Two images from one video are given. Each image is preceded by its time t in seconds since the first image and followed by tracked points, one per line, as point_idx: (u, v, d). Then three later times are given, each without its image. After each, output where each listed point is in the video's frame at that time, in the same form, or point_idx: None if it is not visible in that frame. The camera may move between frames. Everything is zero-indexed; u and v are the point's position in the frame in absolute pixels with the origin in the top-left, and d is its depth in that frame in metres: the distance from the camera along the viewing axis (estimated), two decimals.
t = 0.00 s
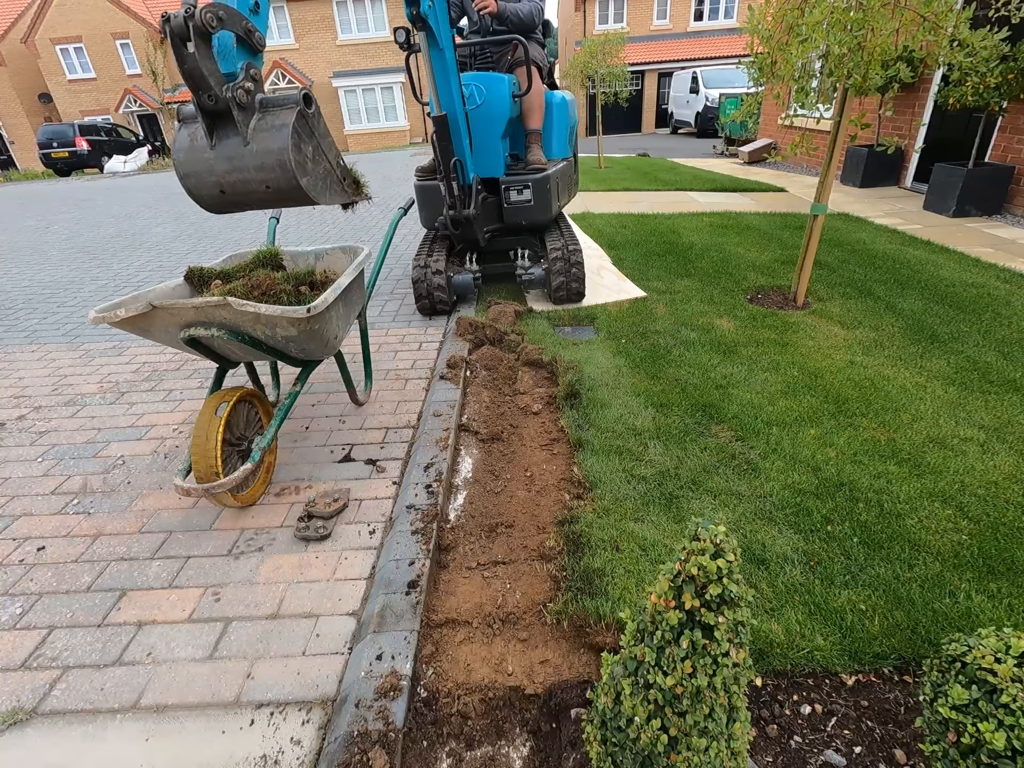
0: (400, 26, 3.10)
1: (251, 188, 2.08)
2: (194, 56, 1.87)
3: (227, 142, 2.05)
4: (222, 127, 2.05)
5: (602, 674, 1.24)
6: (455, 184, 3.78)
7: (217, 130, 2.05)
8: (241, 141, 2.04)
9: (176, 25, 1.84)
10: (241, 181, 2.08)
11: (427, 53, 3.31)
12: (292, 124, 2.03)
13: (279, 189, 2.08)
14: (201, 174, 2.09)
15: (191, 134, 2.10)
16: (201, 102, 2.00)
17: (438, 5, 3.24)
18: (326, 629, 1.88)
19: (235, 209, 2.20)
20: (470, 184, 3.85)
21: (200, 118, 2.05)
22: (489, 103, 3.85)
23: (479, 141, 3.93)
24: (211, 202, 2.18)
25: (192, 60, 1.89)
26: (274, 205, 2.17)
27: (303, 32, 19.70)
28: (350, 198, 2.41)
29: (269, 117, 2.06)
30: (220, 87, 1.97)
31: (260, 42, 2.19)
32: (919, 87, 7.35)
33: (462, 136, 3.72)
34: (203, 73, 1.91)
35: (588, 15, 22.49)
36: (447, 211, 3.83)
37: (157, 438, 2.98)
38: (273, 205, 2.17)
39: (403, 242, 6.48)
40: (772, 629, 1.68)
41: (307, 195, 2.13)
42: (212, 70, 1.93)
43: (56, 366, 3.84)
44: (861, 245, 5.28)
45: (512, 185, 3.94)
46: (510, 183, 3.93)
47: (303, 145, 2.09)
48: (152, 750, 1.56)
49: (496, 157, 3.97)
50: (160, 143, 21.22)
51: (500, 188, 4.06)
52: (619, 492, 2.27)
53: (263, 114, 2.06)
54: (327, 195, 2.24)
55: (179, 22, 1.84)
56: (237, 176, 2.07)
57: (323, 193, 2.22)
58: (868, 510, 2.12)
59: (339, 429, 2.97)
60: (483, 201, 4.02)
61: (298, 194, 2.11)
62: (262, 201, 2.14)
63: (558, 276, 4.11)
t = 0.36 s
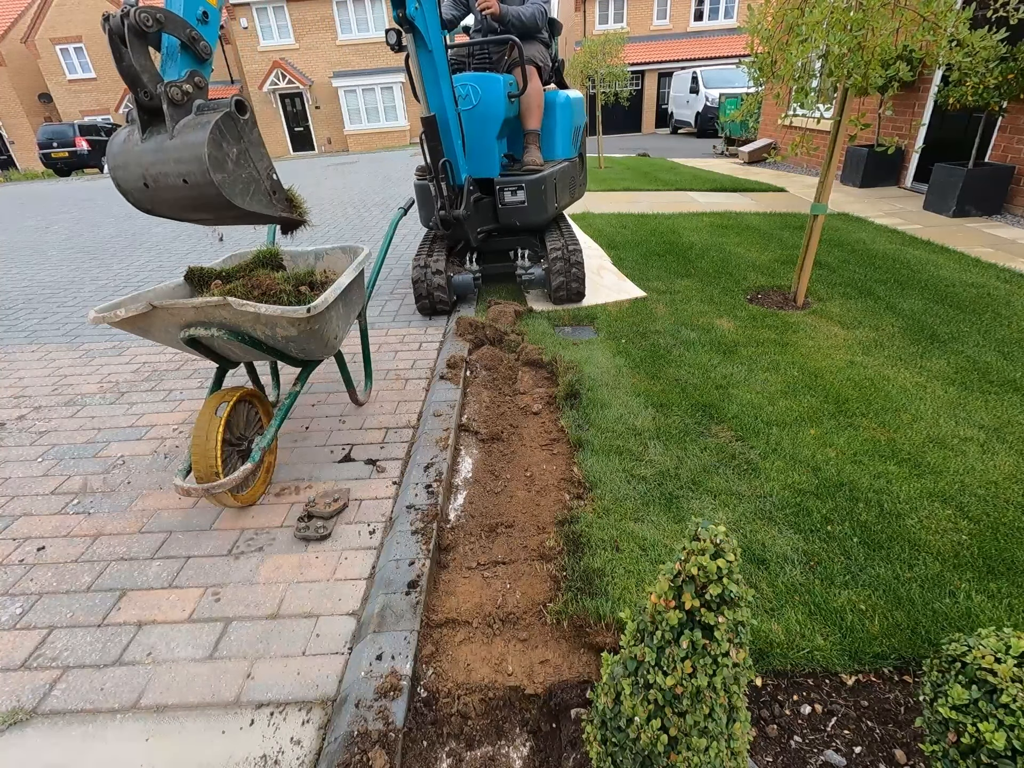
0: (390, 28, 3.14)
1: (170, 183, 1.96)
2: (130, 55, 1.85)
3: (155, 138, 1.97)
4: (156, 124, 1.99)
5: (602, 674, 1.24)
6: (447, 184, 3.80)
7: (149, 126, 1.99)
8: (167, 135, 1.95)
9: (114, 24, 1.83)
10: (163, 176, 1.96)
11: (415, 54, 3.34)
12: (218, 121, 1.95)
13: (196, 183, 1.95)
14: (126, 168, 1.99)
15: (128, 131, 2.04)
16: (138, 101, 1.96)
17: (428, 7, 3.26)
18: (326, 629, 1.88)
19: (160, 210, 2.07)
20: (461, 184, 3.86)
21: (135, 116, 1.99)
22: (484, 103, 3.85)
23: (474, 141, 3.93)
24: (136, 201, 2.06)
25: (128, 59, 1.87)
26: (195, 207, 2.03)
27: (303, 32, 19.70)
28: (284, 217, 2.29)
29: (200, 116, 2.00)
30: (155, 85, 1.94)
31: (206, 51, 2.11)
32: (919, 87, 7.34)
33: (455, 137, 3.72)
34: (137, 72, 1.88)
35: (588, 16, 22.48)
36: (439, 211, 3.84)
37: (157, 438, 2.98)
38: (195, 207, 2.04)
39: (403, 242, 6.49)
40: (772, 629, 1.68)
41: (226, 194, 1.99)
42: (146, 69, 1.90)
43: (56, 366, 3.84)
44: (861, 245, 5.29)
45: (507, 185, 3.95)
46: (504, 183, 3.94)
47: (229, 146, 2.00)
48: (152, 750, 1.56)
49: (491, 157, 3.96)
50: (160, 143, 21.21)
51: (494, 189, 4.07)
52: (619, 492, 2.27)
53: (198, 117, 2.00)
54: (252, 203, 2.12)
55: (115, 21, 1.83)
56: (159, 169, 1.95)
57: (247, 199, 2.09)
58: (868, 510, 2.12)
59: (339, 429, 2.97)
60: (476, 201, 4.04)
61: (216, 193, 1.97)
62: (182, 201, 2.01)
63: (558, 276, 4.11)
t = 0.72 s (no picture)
0: (390, 28, 3.14)
1: (124, 149, 1.81)
2: (126, 32, 1.86)
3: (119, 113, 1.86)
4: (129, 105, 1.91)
5: (602, 674, 1.24)
6: (449, 184, 3.80)
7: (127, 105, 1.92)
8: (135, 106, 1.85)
9: None
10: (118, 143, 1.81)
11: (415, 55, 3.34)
12: (193, 99, 1.88)
13: (154, 149, 1.80)
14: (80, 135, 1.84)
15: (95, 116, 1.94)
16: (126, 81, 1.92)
17: (428, 7, 3.26)
18: (326, 629, 1.88)
19: (105, 183, 1.87)
20: (461, 184, 3.87)
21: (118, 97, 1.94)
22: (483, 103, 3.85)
23: (474, 141, 3.93)
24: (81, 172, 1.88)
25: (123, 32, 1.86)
26: (144, 182, 1.86)
27: (303, 32, 19.70)
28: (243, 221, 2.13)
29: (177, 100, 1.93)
30: (148, 65, 1.92)
31: (205, 50, 2.13)
32: (919, 87, 7.34)
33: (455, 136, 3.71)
34: (133, 49, 1.88)
35: (588, 16, 22.48)
36: (438, 211, 3.84)
37: (157, 438, 2.98)
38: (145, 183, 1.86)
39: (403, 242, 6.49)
40: (772, 629, 1.68)
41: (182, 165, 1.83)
42: (141, 48, 1.90)
43: (56, 366, 3.84)
44: (861, 245, 5.29)
45: (507, 185, 3.95)
46: (504, 183, 3.94)
47: (200, 127, 1.91)
48: (152, 750, 1.56)
49: (491, 157, 3.96)
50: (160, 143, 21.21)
51: (494, 189, 4.07)
52: (619, 492, 2.27)
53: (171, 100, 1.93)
54: (210, 191, 1.96)
55: None
56: (115, 134, 1.81)
57: (206, 185, 1.93)
58: (868, 510, 2.12)
59: (339, 429, 2.97)
60: (476, 201, 4.03)
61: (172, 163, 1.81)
62: (132, 171, 1.84)
63: (558, 276, 4.11)
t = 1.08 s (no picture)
0: (395, 28, 3.12)
1: (121, 108, 1.74)
2: (149, 14, 1.87)
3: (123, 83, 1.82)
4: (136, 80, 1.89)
5: (602, 675, 1.24)
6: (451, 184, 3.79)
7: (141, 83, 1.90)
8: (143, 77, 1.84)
9: None
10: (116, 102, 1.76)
11: (421, 54, 3.34)
12: (203, 75, 1.87)
13: (152, 106, 1.73)
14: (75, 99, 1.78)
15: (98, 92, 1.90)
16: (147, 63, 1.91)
17: (432, 8, 3.24)
18: (326, 629, 1.88)
19: (91, 145, 1.78)
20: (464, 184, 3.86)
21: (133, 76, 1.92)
22: (485, 104, 3.85)
23: (476, 141, 3.94)
24: (67, 137, 1.79)
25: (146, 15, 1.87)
26: (134, 142, 1.76)
27: (303, 32, 19.70)
28: (231, 210, 1.96)
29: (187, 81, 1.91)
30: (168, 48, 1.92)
31: (225, 47, 2.13)
32: (920, 87, 7.34)
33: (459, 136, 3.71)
34: (154, 32, 1.88)
35: (588, 16, 22.48)
36: (441, 210, 3.83)
37: (157, 438, 2.98)
38: (134, 144, 1.76)
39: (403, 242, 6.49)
40: (772, 629, 1.68)
41: (178, 124, 1.74)
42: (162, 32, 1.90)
43: (56, 366, 3.84)
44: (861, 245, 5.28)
45: (508, 185, 3.95)
46: (506, 183, 3.94)
47: (205, 102, 1.87)
48: (152, 750, 1.56)
49: (493, 157, 3.97)
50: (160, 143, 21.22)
51: (496, 189, 4.07)
52: (619, 492, 2.27)
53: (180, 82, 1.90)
54: (203, 163, 1.84)
55: None
56: (114, 96, 1.76)
57: (199, 154, 1.82)
58: (868, 510, 2.12)
59: (339, 429, 2.97)
60: (478, 201, 4.02)
61: (167, 120, 1.73)
62: (124, 130, 1.75)
63: (558, 276, 4.11)
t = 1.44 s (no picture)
0: (393, 27, 3.13)
1: (106, 109, 1.78)
2: (135, 17, 1.90)
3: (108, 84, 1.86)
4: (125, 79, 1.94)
5: (602, 675, 1.24)
6: (451, 184, 3.79)
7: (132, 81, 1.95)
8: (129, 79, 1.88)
9: None
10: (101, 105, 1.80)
11: (416, 55, 3.35)
12: (186, 77, 1.89)
13: (135, 108, 1.77)
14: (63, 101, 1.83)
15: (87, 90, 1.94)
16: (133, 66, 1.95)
17: (430, 8, 3.25)
18: (327, 629, 1.88)
19: (78, 146, 1.82)
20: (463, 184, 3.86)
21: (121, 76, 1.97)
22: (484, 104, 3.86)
23: (475, 141, 3.94)
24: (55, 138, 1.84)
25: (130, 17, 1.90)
26: (119, 143, 1.80)
27: (303, 32, 19.70)
28: (215, 211, 1.97)
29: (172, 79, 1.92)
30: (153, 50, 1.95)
31: (213, 49, 2.12)
32: (919, 87, 7.34)
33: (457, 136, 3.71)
34: (140, 34, 1.92)
35: (588, 16, 22.47)
36: (439, 210, 3.83)
37: (157, 438, 2.98)
38: (118, 145, 1.80)
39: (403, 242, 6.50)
40: (772, 629, 1.68)
41: (160, 125, 1.77)
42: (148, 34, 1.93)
43: (56, 366, 3.84)
44: (861, 245, 5.28)
45: (508, 185, 3.95)
46: (505, 183, 3.94)
47: (189, 104, 1.90)
48: (152, 750, 1.56)
49: (492, 157, 3.97)
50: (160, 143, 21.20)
51: (495, 189, 4.07)
52: (619, 492, 2.27)
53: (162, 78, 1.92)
54: (185, 165, 1.86)
55: None
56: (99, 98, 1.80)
57: (182, 155, 1.85)
58: (868, 510, 2.12)
59: (339, 429, 2.97)
60: (478, 201, 4.02)
61: (149, 122, 1.76)
62: (108, 131, 1.79)
63: (558, 276, 4.11)
